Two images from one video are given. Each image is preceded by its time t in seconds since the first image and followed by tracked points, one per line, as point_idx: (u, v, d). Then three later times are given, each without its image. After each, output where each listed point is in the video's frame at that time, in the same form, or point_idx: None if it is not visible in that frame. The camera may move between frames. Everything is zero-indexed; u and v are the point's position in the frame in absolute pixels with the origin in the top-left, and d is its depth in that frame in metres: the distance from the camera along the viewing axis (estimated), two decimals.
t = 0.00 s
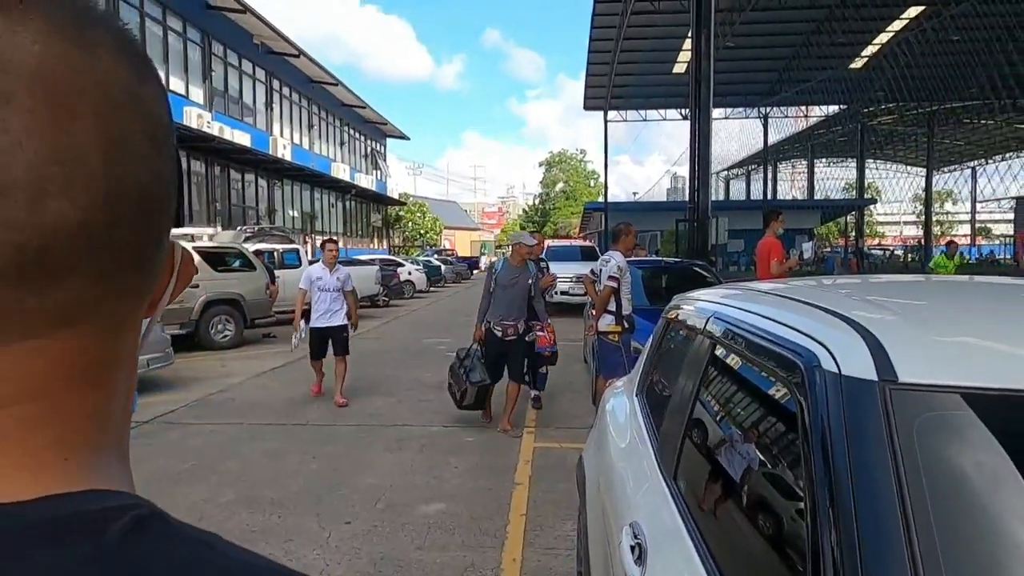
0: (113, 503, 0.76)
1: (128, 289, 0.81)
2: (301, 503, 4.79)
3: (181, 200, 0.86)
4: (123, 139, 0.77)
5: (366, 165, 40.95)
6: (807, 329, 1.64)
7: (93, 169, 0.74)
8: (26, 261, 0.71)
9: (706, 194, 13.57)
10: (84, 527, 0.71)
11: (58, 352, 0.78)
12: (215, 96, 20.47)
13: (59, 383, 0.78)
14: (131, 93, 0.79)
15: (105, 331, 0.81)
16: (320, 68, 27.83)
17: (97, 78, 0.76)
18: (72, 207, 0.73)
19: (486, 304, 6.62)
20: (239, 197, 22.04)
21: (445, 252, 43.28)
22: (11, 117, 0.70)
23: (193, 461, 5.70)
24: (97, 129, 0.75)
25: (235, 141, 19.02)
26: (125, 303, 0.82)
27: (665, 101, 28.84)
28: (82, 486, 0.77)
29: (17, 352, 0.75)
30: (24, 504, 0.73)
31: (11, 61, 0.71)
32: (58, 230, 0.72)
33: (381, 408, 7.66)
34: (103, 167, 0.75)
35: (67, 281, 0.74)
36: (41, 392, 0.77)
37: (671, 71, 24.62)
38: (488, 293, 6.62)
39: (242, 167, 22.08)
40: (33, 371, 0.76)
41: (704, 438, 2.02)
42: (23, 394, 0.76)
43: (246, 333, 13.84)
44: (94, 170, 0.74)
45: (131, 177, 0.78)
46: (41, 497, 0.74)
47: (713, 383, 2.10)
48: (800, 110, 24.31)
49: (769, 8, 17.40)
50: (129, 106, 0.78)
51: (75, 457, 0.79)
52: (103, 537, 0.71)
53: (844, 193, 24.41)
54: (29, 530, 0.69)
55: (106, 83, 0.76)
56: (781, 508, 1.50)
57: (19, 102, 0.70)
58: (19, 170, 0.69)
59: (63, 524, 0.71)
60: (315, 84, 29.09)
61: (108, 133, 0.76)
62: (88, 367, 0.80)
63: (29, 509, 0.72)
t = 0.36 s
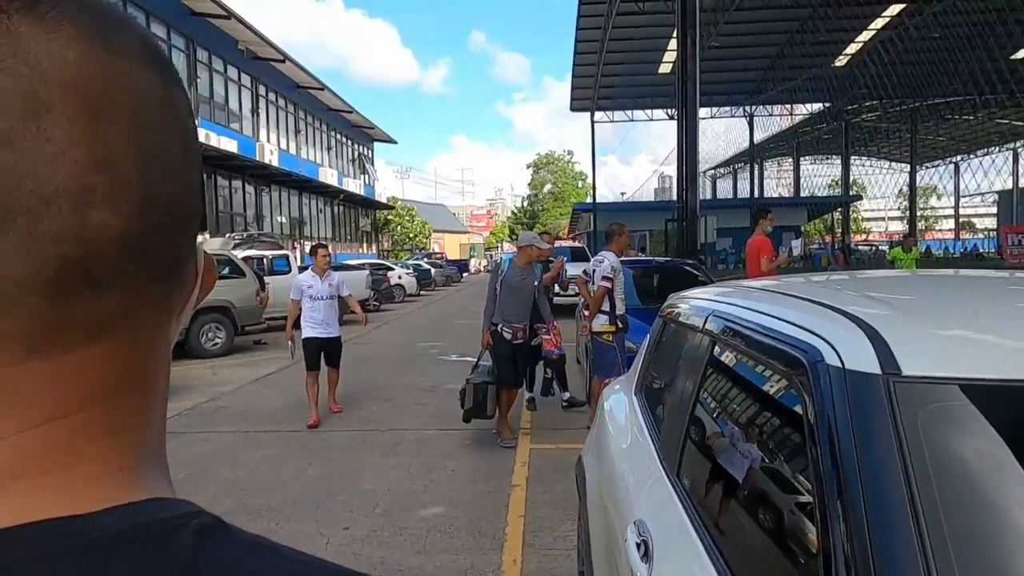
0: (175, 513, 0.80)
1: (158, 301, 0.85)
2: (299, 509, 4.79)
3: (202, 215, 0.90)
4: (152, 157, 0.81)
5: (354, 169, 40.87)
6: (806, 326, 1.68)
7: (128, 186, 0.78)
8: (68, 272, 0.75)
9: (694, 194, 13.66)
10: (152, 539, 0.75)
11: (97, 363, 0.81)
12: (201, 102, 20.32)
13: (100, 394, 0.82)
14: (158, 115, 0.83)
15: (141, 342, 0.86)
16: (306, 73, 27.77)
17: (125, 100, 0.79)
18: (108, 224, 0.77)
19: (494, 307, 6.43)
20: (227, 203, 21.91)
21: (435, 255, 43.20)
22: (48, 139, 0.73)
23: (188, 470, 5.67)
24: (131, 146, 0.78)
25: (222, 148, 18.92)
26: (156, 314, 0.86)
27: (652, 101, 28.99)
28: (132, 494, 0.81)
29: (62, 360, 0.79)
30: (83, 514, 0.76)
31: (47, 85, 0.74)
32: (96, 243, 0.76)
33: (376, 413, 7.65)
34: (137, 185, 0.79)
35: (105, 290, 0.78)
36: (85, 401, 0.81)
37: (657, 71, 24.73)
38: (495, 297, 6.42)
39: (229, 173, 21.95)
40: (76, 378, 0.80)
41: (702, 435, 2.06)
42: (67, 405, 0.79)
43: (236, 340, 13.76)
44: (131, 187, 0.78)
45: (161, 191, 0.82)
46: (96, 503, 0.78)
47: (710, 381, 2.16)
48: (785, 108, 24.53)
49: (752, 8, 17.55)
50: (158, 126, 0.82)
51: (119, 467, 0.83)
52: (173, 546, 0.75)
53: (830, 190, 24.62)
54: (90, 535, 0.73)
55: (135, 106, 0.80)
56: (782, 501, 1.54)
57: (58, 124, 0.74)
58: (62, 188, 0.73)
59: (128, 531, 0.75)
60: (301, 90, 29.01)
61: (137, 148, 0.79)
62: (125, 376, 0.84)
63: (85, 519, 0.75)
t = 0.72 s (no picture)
0: (176, 529, 0.80)
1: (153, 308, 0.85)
2: (290, 509, 4.76)
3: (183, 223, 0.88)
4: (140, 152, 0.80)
5: (341, 166, 40.68)
6: (801, 322, 1.68)
7: (115, 189, 0.77)
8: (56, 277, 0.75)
9: (683, 190, 13.72)
10: (157, 555, 0.75)
11: (86, 372, 0.80)
12: (186, 99, 20.11)
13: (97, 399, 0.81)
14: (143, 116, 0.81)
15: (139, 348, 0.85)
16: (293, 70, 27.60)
17: (113, 104, 0.78)
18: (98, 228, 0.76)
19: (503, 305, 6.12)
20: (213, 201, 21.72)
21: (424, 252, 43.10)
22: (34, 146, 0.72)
23: (176, 471, 5.63)
24: (120, 144, 0.77)
25: (208, 145, 18.74)
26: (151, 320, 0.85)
27: (640, 97, 29.01)
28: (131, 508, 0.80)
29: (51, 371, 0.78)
30: (84, 530, 0.76)
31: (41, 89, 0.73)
32: (86, 243, 0.75)
33: (366, 411, 7.63)
34: (126, 186, 0.78)
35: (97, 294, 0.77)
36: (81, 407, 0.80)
37: (645, 67, 24.73)
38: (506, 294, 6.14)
39: (215, 170, 21.76)
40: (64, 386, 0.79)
41: (694, 432, 2.07)
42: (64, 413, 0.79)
43: (224, 339, 13.65)
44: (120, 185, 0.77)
45: (149, 191, 0.80)
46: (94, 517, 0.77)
47: (700, 377, 2.17)
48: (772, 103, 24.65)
49: (741, 4, 17.59)
50: (142, 127, 0.81)
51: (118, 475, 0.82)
52: (176, 559, 0.75)
53: (817, 185, 24.77)
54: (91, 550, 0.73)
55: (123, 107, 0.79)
56: (774, 496, 1.55)
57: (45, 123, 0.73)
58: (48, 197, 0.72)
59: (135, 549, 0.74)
60: (288, 86, 28.79)
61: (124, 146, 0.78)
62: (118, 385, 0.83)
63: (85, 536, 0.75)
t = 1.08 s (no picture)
0: (196, 509, 0.81)
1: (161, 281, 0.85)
2: (292, 498, 4.78)
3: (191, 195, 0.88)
4: (148, 119, 0.79)
5: (340, 156, 40.58)
6: (806, 306, 1.67)
7: (125, 157, 0.76)
8: (67, 243, 0.74)
9: (683, 179, 13.68)
10: (175, 537, 0.75)
11: (93, 344, 0.80)
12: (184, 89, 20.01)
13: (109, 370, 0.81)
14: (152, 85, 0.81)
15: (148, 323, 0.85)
16: (291, 59, 27.45)
17: (121, 74, 0.78)
18: (107, 196, 0.75)
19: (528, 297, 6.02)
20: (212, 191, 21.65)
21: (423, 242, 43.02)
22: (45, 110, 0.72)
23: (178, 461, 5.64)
24: (130, 112, 0.77)
25: (206, 135, 18.65)
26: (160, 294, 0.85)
27: (640, 86, 28.87)
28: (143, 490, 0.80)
29: (58, 339, 0.77)
30: (97, 509, 0.76)
31: (52, 54, 0.73)
32: (93, 208, 0.74)
33: (367, 400, 7.65)
34: (131, 153, 0.77)
35: (105, 265, 0.77)
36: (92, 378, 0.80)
37: (645, 55, 24.57)
38: (531, 284, 6.03)
39: (214, 161, 21.68)
40: (71, 355, 0.78)
41: (696, 420, 2.07)
42: (78, 386, 0.79)
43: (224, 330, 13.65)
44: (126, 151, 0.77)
45: (156, 158, 0.80)
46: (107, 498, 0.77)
47: (703, 365, 2.18)
48: (772, 92, 24.52)
49: None
50: (152, 96, 0.81)
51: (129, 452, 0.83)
52: (196, 541, 0.76)
53: (817, 174, 24.68)
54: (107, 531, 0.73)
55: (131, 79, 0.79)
56: (777, 481, 1.56)
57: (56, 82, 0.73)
58: (59, 166, 0.72)
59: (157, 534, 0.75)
60: (286, 75, 28.63)
61: (133, 116, 0.78)
62: (127, 359, 0.83)
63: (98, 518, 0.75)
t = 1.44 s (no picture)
0: (203, 490, 0.80)
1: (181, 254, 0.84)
2: (303, 479, 4.84)
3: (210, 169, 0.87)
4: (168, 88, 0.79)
5: (349, 142, 40.56)
6: (819, 288, 1.67)
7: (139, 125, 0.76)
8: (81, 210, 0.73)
9: (694, 164, 13.59)
10: (185, 517, 0.74)
11: (105, 312, 0.79)
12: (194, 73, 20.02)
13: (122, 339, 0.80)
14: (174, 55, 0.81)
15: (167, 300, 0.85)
16: (300, 44, 27.38)
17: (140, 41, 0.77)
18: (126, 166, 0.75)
19: (565, 279, 6.10)
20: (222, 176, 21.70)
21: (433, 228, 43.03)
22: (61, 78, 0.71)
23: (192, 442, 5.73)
24: (143, 81, 0.76)
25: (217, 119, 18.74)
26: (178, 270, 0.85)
27: (651, 70, 28.60)
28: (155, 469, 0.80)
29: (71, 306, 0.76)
30: (106, 487, 0.75)
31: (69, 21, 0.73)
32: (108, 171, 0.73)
33: (377, 384, 7.72)
34: (147, 120, 0.76)
35: (124, 236, 0.76)
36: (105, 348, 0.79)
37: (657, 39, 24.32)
38: (568, 267, 6.11)
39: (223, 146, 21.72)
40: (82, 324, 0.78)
41: (706, 405, 2.08)
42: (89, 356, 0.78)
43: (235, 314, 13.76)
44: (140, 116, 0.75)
45: (171, 124, 0.79)
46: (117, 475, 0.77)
47: (713, 350, 2.19)
48: (785, 77, 24.22)
49: None
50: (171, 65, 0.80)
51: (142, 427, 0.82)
52: (203, 528, 0.74)
53: (829, 159, 24.42)
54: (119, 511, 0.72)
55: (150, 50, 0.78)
56: (787, 466, 1.57)
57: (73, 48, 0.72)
58: (75, 130, 0.72)
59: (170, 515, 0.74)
60: (295, 60, 28.55)
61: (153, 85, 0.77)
62: (139, 334, 0.81)
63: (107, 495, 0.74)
